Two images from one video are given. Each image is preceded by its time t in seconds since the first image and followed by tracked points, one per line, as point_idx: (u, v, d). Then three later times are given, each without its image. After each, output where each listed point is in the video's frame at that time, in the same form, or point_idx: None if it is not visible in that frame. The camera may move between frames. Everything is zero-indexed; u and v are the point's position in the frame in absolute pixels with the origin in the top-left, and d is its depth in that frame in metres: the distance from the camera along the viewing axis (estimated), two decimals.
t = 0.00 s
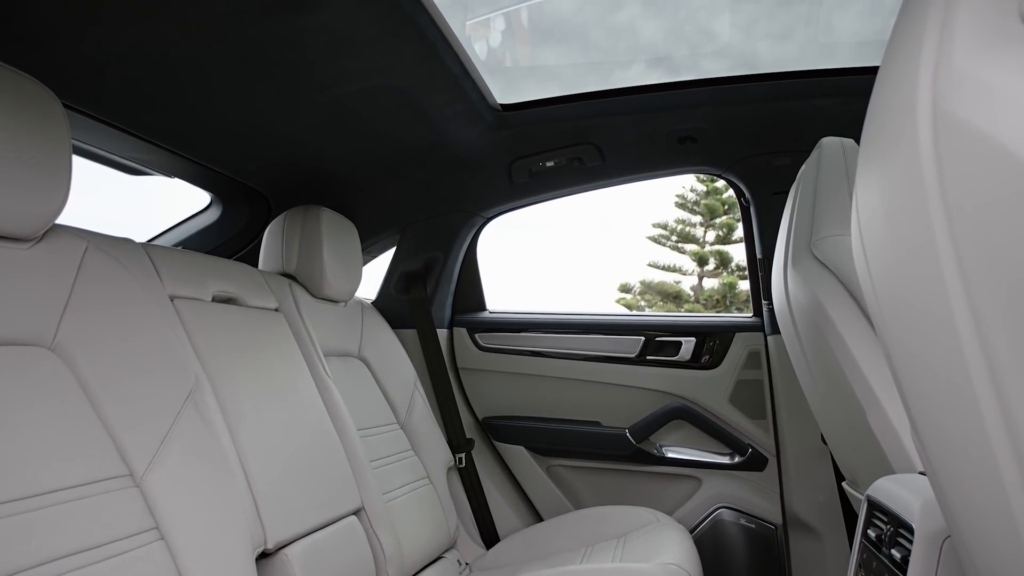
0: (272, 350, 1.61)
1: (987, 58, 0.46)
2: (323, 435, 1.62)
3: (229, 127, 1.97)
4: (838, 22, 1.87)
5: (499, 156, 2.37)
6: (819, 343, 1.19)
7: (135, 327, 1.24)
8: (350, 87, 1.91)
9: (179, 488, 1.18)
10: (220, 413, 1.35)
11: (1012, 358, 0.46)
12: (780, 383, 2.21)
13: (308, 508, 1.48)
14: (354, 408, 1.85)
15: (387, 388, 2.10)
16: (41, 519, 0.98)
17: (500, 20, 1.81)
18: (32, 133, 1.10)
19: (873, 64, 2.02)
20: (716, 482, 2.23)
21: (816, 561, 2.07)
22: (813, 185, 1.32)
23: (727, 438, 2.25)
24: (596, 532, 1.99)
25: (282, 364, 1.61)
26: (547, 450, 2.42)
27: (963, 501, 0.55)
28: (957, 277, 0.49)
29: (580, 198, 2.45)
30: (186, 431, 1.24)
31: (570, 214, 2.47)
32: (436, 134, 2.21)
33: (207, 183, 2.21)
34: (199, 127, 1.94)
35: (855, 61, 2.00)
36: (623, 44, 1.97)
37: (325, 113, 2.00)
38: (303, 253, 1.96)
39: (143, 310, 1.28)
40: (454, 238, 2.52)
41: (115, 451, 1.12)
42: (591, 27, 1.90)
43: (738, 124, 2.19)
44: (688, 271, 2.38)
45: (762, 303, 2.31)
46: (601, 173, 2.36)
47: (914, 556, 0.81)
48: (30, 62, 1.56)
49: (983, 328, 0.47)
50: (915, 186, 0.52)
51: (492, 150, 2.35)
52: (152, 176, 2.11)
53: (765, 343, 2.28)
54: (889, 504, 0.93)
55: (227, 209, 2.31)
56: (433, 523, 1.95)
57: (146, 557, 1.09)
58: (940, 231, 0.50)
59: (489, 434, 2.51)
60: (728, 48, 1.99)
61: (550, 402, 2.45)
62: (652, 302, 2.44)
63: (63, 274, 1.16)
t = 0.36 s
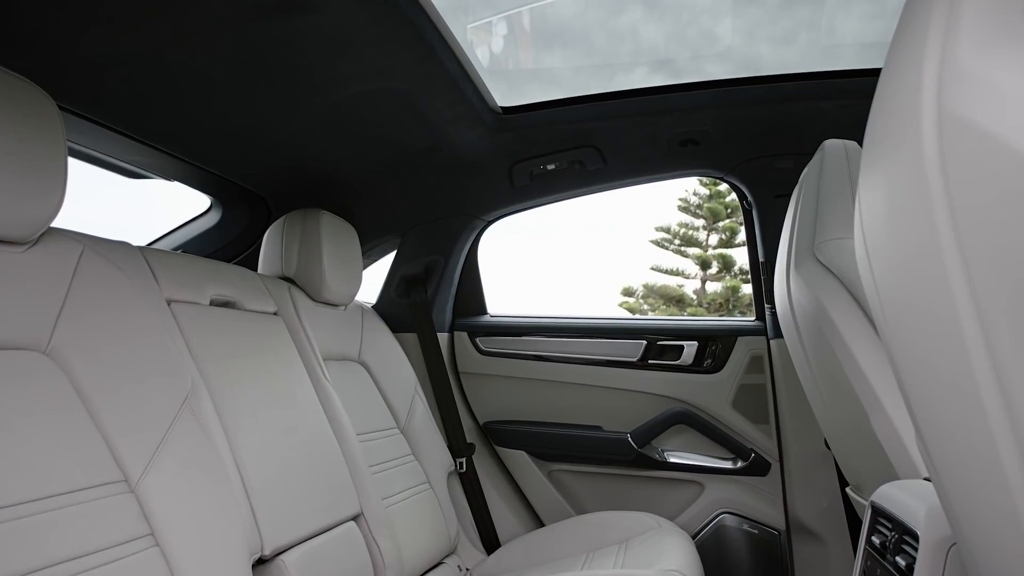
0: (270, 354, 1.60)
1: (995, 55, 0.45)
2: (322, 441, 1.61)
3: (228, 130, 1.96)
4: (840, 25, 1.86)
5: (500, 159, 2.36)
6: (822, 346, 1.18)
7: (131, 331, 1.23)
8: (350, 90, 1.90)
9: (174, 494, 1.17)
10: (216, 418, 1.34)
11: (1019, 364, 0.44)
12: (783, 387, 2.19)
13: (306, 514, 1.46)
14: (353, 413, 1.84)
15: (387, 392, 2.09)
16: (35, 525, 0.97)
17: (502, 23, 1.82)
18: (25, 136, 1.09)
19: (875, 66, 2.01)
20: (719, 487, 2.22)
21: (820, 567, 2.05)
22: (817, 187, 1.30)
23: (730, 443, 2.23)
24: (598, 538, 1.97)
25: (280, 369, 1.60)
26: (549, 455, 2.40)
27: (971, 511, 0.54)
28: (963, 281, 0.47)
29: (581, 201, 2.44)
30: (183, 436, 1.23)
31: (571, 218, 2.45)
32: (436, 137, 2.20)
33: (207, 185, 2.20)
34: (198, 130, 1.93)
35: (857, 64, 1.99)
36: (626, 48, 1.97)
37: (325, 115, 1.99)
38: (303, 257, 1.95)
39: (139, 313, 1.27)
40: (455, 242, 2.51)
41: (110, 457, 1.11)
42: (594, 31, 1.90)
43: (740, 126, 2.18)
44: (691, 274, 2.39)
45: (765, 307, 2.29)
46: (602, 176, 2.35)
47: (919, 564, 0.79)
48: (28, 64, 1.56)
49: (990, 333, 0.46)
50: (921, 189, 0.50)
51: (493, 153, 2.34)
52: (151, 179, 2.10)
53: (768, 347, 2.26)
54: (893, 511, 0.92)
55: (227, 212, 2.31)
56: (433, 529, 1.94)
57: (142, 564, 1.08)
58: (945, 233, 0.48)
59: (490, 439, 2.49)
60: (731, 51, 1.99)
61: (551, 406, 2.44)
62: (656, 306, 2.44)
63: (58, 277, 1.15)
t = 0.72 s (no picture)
0: (269, 358, 1.59)
1: (1001, 53, 0.44)
2: (321, 446, 1.60)
3: (227, 133, 1.96)
4: (843, 29, 1.85)
5: (501, 163, 2.35)
6: (826, 351, 1.16)
7: (127, 336, 1.22)
8: (350, 93, 1.89)
9: (170, 500, 1.15)
10: (213, 422, 1.32)
11: None
12: (786, 391, 2.18)
13: (303, 519, 1.45)
14: (353, 418, 1.83)
15: (387, 398, 2.08)
16: (28, 531, 0.95)
17: (504, 28, 1.82)
18: (20, 139, 1.08)
19: (879, 68, 2.00)
20: (722, 493, 2.20)
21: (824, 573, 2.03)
22: (819, 189, 1.29)
23: (733, 448, 2.21)
24: (599, 545, 1.95)
25: (278, 373, 1.59)
26: (550, 460, 2.39)
27: (979, 521, 0.52)
28: (969, 285, 0.46)
29: (583, 205, 2.42)
30: (179, 442, 1.21)
31: (573, 221, 2.44)
32: (436, 140, 2.19)
33: (207, 189, 2.20)
34: (197, 133, 1.93)
35: (860, 66, 1.98)
36: (630, 52, 1.97)
37: (325, 119, 1.99)
38: (303, 260, 1.94)
39: (135, 317, 1.26)
40: (456, 245, 2.50)
41: (105, 462, 1.10)
42: (597, 35, 1.90)
43: (742, 129, 2.17)
44: (694, 278, 2.35)
45: (768, 311, 2.28)
46: (604, 179, 2.34)
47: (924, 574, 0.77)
48: (26, 65, 1.55)
49: (997, 338, 0.44)
50: (925, 191, 0.49)
51: (494, 157, 2.33)
52: (151, 183, 2.10)
53: (772, 351, 2.25)
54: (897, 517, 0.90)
55: (228, 216, 2.30)
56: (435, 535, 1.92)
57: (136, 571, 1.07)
58: (950, 235, 0.47)
59: (491, 444, 2.48)
60: (734, 55, 1.98)
61: (553, 411, 2.42)
62: (659, 310, 2.39)
63: (54, 281, 1.14)
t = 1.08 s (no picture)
0: (268, 362, 1.58)
1: (1009, 51, 0.43)
2: (319, 451, 1.59)
3: (227, 136, 1.95)
4: (846, 33, 1.84)
5: (502, 166, 2.34)
6: (829, 355, 1.15)
7: (123, 341, 1.20)
8: (349, 96, 1.88)
9: (165, 507, 1.14)
10: (209, 426, 1.31)
11: None
12: (790, 396, 2.16)
13: (302, 527, 1.43)
14: (353, 423, 1.81)
15: (388, 403, 2.06)
16: (21, 539, 0.94)
17: (506, 31, 1.80)
18: (13, 143, 1.07)
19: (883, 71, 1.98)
20: (725, 499, 2.18)
21: None
22: (823, 191, 1.27)
23: (736, 453, 2.19)
24: (601, 551, 1.93)
25: (276, 378, 1.57)
26: (552, 465, 2.37)
27: (988, 533, 0.51)
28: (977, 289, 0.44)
29: (584, 209, 2.41)
30: (174, 447, 1.20)
31: (575, 224, 2.43)
32: (437, 144, 2.18)
33: (207, 192, 2.19)
34: (196, 136, 1.92)
35: (865, 67, 1.97)
36: (633, 56, 1.96)
37: (324, 122, 1.98)
38: (303, 264, 1.93)
39: (131, 322, 1.24)
40: (457, 249, 2.49)
41: (99, 469, 1.09)
42: (600, 40, 1.89)
43: (745, 132, 2.15)
44: (698, 282, 2.35)
45: (771, 315, 2.26)
46: (605, 183, 2.32)
47: None
48: (23, 69, 1.54)
49: (1006, 344, 0.43)
50: (931, 193, 0.48)
51: (496, 160, 2.32)
52: (151, 187, 2.09)
53: (776, 356, 2.23)
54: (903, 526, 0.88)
55: (228, 220, 2.29)
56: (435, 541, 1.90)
57: None
58: (957, 239, 0.46)
59: (492, 449, 2.46)
60: (737, 59, 1.97)
61: (555, 416, 2.41)
62: (663, 313, 2.40)
63: (49, 285, 1.13)
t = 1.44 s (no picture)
0: (267, 367, 1.57)
1: (1017, 47, 0.42)
2: (318, 456, 1.57)
3: (227, 139, 1.94)
4: (851, 35, 1.83)
5: (504, 169, 2.33)
6: (834, 358, 1.13)
7: (119, 345, 1.19)
8: (350, 98, 1.87)
9: (161, 513, 1.13)
10: (205, 431, 1.29)
11: None
12: (794, 401, 2.14)
13: (300, 533, 1.42)
14: (353, 428, 1.80)
15: (388, 407, 2.05)
16: (15, 545, 0.93)
17: (510, 37, 1.81)
18: (9, 147, 1.06)
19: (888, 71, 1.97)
20: (729, 504, 2.16)
21: None
22: (827, 193, 1.25)
23: (741, 459, 2.17)
24: (604, 556, 1.91)
25: (275, 383, 1.56)
26: (555, 470, 2.35)
27: (999, 544, 0.49)
28: (987, 292, 0.43)
29: (587, 212, 2.39)
30: (170, 452, 1.19)
31: (578, 227, 2.41)
32: (439, 147, 2.17)
33: (207, 195, 2.18)
34: (196, 139, 1.91)
35: (869, 67, 1.94)
36: (637, 60, 1.96)
37: (325, 124, 1.97)
38: (304, 267, 1.92)
39: (128, 326, 1.23)
40: (460, 252, 2.47)
41: (95, 475, 1.07)
42: (604, 43, 1.89)
43: (749, 134, 2.14)
44: (703, 286, 2.32)
45: (775, 319, 2.24)
46: (607, 186, 2.30)
47: None
48: (22, 72, 1.54)
49: (1017, 348, 0.42)
50: (940, 195, 0.46)
51: (497, 163, 2.31)
52: (152, 191, 2.09)
53: (780, 360, 2.21)
54: (909, 533, 0.86)
55: (229, 224, 2.29)
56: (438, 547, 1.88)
57: None
58: (965, 239, 0.44)
59: (495, 453, 2.44)
60: (741, 62, 1.96)
61: (558, 420, 2.39)
62: (668, 318, 2.37)
63: (45, 289, 1.12)
